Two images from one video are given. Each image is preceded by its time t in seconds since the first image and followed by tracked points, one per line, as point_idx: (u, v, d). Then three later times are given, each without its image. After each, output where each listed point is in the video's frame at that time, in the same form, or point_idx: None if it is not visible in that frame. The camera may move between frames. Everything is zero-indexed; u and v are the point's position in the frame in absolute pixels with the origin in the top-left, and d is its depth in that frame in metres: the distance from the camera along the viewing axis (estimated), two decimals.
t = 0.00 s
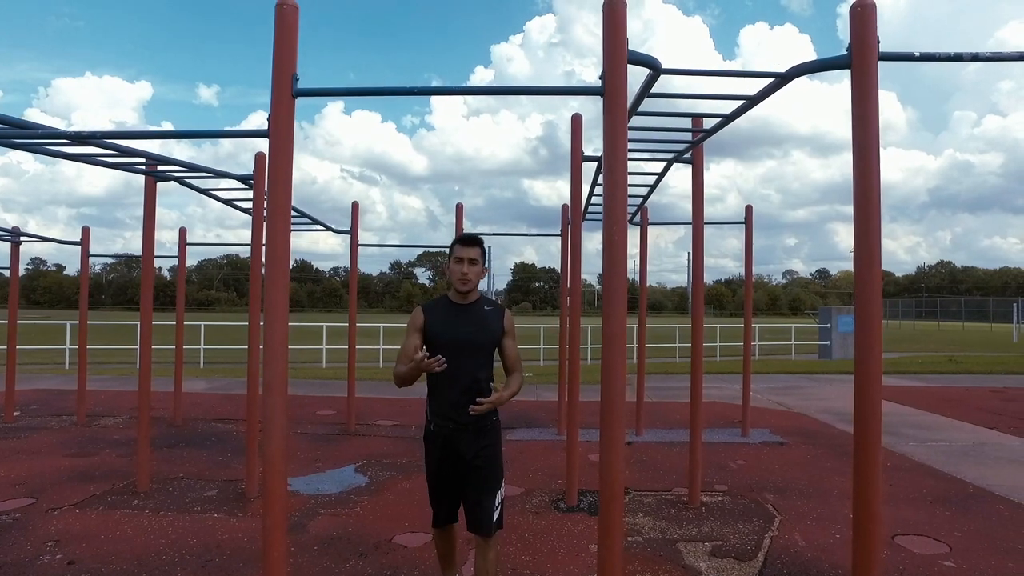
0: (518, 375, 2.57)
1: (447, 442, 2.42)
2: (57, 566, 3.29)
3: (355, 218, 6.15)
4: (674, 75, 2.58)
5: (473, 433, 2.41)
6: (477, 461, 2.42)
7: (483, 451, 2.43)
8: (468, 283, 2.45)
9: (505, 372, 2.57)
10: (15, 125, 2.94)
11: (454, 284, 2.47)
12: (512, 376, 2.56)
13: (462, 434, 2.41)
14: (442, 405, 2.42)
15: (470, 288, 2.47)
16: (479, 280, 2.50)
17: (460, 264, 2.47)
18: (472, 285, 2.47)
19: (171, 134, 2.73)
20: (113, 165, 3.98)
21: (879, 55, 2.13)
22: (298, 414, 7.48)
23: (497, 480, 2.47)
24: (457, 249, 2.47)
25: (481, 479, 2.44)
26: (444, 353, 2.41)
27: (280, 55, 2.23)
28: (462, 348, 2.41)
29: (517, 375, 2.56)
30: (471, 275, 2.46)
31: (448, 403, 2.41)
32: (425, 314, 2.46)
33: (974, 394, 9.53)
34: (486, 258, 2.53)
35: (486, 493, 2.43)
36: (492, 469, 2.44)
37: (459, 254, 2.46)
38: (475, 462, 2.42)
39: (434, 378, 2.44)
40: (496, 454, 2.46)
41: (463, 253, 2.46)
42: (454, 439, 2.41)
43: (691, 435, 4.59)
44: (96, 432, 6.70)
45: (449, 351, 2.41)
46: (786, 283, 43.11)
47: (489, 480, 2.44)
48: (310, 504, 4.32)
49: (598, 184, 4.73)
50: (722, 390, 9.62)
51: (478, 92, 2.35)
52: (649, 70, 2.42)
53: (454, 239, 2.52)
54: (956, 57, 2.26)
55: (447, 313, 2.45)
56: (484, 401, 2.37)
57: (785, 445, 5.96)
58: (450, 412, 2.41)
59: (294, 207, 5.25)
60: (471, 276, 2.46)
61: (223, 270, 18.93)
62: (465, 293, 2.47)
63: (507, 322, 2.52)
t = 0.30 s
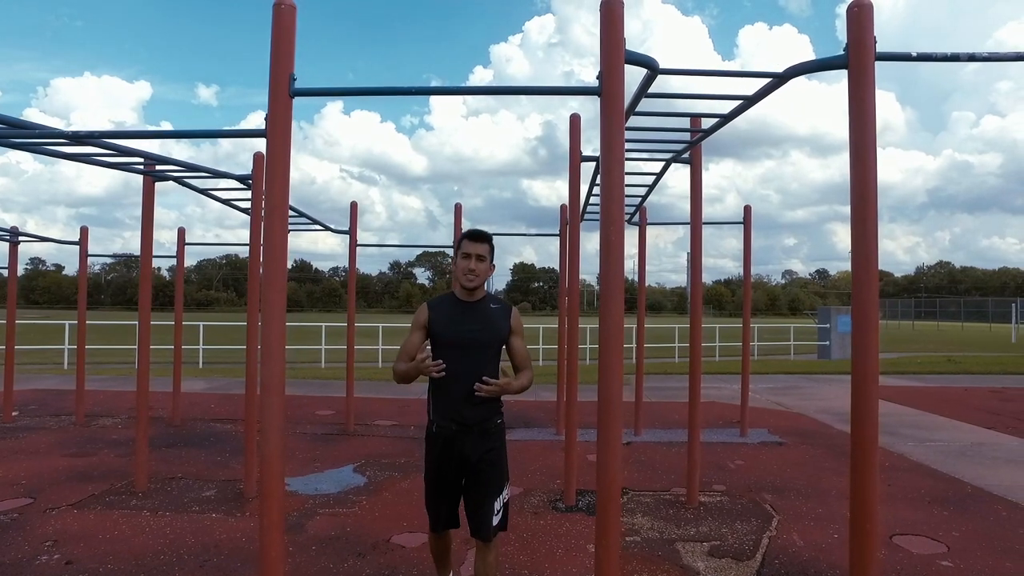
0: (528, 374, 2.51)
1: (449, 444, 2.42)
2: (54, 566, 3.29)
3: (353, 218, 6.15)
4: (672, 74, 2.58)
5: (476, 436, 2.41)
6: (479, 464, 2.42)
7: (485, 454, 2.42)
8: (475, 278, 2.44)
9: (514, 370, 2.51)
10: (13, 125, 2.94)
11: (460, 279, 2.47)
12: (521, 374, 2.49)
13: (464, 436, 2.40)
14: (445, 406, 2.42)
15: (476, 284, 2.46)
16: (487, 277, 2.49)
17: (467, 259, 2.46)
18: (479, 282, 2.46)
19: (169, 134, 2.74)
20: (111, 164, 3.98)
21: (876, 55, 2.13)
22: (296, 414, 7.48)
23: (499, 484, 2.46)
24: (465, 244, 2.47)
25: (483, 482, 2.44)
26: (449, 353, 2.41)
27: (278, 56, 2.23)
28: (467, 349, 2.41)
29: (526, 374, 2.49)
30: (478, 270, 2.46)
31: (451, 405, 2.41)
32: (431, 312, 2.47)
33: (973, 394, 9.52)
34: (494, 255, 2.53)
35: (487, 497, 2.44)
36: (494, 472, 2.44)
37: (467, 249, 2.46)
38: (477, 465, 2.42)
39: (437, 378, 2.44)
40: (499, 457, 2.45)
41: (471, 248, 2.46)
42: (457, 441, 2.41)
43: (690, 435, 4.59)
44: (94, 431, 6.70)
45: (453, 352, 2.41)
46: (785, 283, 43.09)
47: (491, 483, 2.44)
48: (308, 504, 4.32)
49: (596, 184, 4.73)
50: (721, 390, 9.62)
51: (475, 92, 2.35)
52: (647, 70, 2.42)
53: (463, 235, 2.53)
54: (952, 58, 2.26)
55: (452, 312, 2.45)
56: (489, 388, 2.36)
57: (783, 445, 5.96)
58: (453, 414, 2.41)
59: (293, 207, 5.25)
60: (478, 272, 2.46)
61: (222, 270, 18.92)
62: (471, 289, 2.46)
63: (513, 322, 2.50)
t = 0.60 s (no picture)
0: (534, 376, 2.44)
1: (448, 446, 2.42)
2: (52, 567, 3.29)
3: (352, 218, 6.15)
4: (670, 75, 2.58)
5: (475, 438, 2.40)
6: (479, 466, 2.42)
7: (485, 456, 2.42)
8: (472, 277, 2.44)
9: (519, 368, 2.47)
10: (10, 125, 2.94)
11: (458, 279, 2.46)
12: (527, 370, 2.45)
13: (463, 438, 2.40)
14: (445, 408, 2.43)
15: (475, 283, 2.45)
16: (486, 276, 2.48)
17: (465, 258, 2.45)
18: (477, 281, 2.45)
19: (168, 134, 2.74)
20: (109, 164, 3.97)
21: (874, 56, 2.13)
22: (295, 414, 7.48)
23: (499, 487, 2.46)
24: (461, 243, 2.46)
25: (482, 484, 2.43)
26: (448, 354, 2.41)
27: (275, 56, 2.23)
28: (466, 349, 2.40)
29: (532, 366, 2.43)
30: (476, 269, 2.45)
31: (451, 406, 2.41)
32: (430, 312, 2.48)
33: (972, 394, 9.52)
34: (492, 254, 2.52)
35: (486, 500, 2.43)
36: (493, 475, 2.43)
37: (464, 248, 2.45)
38: (476, 467, 2.42)
39: (437, 379, 2.45)
40: (499, 460, 2.44)
41: (468, 247, 2.45)
42: (456, 443, 2.41)
43: (688, 436, 4.59)
44: (93, 432, 6.70)
45: (452, 353, 2.41)
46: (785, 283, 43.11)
47: (491, 486, 2.44)
48: (306, 504, 4.32)
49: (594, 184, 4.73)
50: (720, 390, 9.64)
51: (473, 92, 2.35)
52: (645, 71, 2.42)
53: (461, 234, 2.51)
54: (951, 59, 2.26)
55: (452, 313, 2.46)
56: (492, 355, 2.32)
57: (781, 446, 5.96)
58: (452, 416, 2.41)
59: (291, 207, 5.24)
60: (476, 271, 2.45)
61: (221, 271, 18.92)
62: (469, 289, 2.46)
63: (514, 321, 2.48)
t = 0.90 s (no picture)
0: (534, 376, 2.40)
1: (442, 446, 2.42)
2: (48, 568, 3.28)
3: (351, 218, 6.14)
4: (669, 75, 2.58)
5: (469, 437, 2.40)
6: (473, 467, 2.41)
7: (479, 457, 2.41)
8: (463, 277, 2.45)
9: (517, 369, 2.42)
10: (8, 124, 2.94)
11: (450, 281, 2.48)
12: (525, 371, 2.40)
13: (457, 437, 2.40)
14: (439, 407, 2.43)
15: (466, 284, 2.46)
16: (476, 275, 2.49)
17: (455, 259, 2.48)
18: (469, 281, 2.46)
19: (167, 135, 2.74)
20: (107, 164, 3.96)
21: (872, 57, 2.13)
22: (294, 414, 7.47)
23: (494, 487, 2.44)
24: (450, 245, 2.50)
25: (477, 484, 2.42)
26: (441, 353, 2.42)
27: (273, 56, 2.23)
28: (459, 349, 2.40)
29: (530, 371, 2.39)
30: (466, 269, 2.46)
31: (446, 405, 2.41)
32: (426, 314, 2.49)
33: (971, 395, 9.52)
34: (482, 254, 2.53)
35: (481, 500, 2.42)
36: (488, 475, 2.42)
37: (451, 250, 2.49)
38: (471, 467, 2.41)
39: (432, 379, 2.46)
40: (493, 460, 2.43)
41: (456, 248, 2.48)
42: (450, 442, 2.41)
43: (687, 437, 4.59)
44: (91, 432, 6.69)
45: (446, 353, 2.41)
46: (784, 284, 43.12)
47: (485, 486, 2.42)
48: (304, 505, 4.31)
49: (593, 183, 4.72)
50: (719, 390, 9.64)
51: (471, 92, 2.34)
52: (643, 71, 2.42)
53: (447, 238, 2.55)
54: (949, 59, 2.26)
55: (446, 312, 2.47)
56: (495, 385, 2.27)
57: (780, 446, 5.96)
58: (446, 416, 2.41)
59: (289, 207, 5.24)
60: (466, 270, 2.46)
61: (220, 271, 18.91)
62: (462, 289, 2.46)
63: (507, 320, 2.46)
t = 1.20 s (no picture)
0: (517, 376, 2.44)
1: (434, 444, 2.42)
2: (46, 569, 3.27)
3: (350, 218, 6.14)
4: (668, 76, 2.58)
5: (460, 435, 2.40)
6: (465, 466, 2.40)
7: (471, 456, 2.40)
8: (451, 280, 2.44)
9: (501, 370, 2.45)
10: (6, 125, 2.93)
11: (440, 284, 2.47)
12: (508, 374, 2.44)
13: (448, 436, 2.40)
14: (431, 406, 2.43)
15: (456, 287, 2.46)
16: (465, 277, 2.49)
17: (443, 263, 2.47)
18: (457, 283, 2.46)
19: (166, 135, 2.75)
20: (105, 165, 3.96)
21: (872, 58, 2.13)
22: (292, 415, 7.46)
23: (486, 485, 2.43)
24: (437, 249, 2.48)
25: (469, 484, 2.41)
26: (431, 353, 2.42)
27: (271, 57, 2.22)
28: (449, 350, 2.40)
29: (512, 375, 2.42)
30: (454, 273, 2.46)
31: (437, 404, 2.42)
32: (417, 317, 2.49)
33: (970, 396, 9.53)
34: (469, 256, 2.52)
35: (474, 498, 2.41)
36: (480, 474, 2.41)
37: (440, 254, 2.47)
38: (462, 467, 2.40)
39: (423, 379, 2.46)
40: (486, 459, 2.42)
41: (444, 252, 2.46)
42: (441, 441, 2.41)
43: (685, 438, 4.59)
44: (90, 433, 6.68)
45: (436, 353, 2.41)
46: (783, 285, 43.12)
47: (477, 485, 2.42)
48: (303, 506, 4.30)
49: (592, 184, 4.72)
50: (718, 391, 9.64)
51: (471, 93, 2.34)
52: (642, 72, 2.42)
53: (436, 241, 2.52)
54: (948, 61, 2.26)
55: (437, 313, 2.47)
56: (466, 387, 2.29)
57: (779, 447, 5.96)
58: (437, 414, 2.42)
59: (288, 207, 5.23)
60: (454, 273, 2.45)
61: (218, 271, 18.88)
62: (451, 292, 2.46)
63: (496, 323, 2.45)
